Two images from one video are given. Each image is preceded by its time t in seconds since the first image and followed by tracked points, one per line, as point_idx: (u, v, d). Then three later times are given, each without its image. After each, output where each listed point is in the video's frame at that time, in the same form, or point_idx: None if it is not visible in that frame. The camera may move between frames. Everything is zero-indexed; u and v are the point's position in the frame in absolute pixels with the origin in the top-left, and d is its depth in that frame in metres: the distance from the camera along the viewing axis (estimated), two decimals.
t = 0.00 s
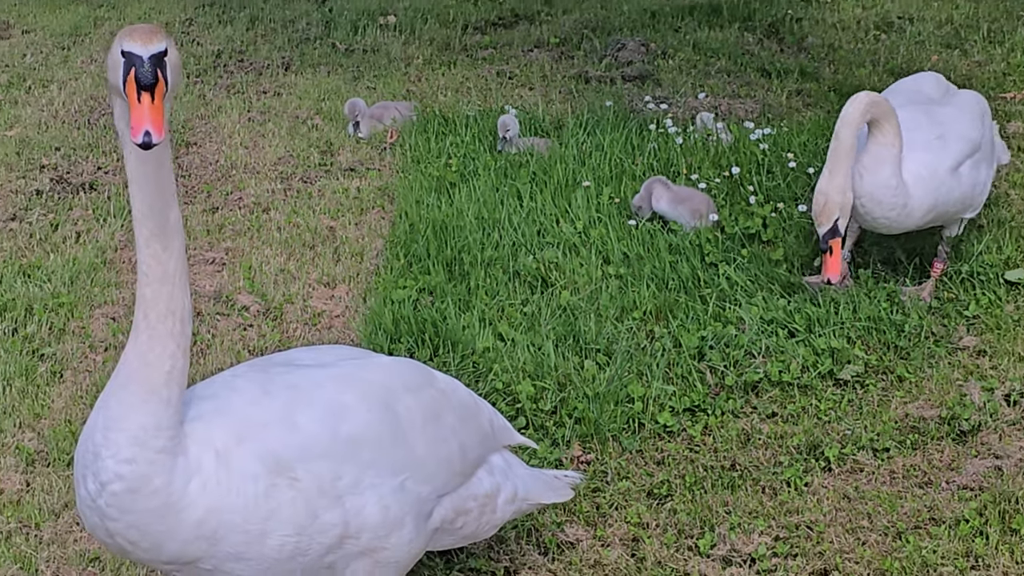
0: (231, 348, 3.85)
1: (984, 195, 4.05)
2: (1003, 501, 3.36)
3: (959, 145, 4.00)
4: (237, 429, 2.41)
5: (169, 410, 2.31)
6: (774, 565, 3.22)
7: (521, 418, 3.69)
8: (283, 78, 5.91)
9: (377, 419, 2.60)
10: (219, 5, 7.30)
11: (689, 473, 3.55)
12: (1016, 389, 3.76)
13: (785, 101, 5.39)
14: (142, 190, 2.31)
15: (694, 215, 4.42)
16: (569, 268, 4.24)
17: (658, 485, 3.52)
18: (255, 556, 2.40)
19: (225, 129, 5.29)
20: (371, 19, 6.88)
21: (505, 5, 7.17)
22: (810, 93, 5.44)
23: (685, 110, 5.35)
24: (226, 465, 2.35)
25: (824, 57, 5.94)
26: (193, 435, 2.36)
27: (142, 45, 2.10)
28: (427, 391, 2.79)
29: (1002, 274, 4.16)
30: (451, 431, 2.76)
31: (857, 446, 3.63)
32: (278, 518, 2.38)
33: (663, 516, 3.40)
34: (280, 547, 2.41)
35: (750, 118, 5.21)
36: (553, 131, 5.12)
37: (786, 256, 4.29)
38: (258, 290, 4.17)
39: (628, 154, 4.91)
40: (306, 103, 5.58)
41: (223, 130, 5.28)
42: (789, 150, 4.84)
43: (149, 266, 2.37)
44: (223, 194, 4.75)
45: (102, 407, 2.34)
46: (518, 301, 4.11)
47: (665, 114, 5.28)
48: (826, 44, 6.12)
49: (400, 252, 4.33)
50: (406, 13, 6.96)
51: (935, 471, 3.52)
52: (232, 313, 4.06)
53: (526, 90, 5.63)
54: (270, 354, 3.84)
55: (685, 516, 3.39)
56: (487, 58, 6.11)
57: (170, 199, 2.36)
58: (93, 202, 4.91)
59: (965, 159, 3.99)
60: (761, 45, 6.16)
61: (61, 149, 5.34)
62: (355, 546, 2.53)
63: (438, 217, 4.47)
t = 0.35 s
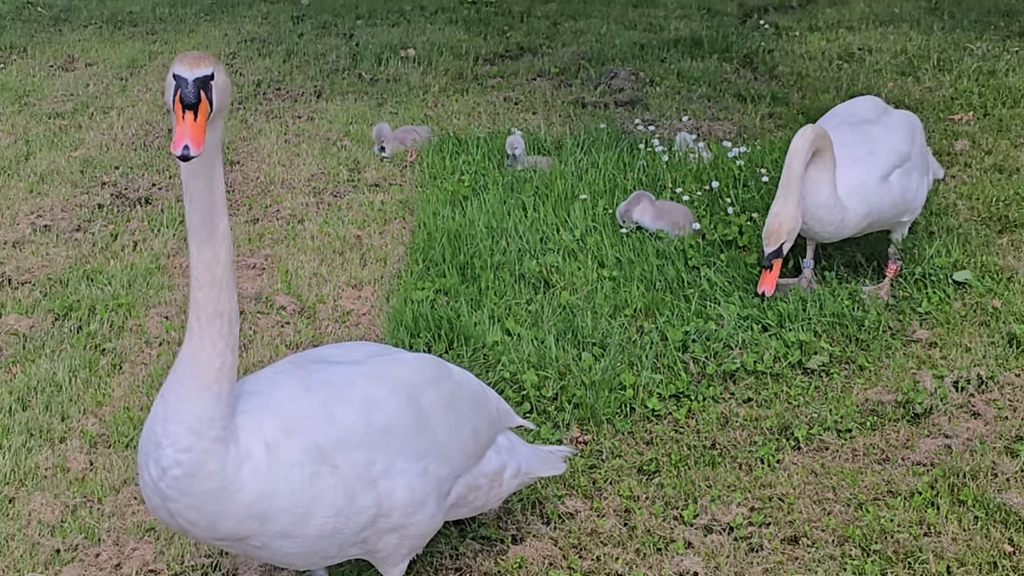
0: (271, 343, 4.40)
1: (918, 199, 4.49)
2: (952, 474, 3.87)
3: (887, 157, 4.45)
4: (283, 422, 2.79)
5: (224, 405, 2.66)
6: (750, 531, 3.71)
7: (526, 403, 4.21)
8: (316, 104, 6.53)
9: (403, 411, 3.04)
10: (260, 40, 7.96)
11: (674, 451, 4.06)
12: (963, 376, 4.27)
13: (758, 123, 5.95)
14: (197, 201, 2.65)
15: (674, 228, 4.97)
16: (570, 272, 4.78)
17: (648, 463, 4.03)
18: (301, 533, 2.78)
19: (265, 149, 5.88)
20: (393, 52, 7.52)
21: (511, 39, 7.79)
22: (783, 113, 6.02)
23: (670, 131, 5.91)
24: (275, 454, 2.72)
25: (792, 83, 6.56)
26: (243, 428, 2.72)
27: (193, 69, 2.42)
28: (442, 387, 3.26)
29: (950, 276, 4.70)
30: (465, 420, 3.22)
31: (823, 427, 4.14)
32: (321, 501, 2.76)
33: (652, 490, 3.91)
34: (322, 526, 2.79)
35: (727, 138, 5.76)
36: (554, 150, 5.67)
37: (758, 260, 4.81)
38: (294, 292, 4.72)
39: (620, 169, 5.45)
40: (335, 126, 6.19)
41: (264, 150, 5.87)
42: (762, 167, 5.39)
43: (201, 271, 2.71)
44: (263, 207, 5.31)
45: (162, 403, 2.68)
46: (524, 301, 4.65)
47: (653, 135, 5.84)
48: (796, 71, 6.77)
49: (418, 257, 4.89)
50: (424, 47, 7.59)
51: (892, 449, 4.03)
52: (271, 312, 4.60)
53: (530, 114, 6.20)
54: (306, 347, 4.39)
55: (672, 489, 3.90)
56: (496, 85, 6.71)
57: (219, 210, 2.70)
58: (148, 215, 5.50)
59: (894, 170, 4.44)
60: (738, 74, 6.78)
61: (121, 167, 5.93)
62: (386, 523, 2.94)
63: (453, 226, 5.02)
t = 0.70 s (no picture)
0: (298, 335, 4.94)
1: (865, 204, 4.91)
2: (909, 451, 4.36)
3: (832, 167, 4.86)
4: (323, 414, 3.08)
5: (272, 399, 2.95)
6: (728, 503, 4.20)
7: (527, 388, 4.73)
8: (338, 122, 7.12)
9: (425, 405, 3.36)
10: (287, 65, 8.56)
11: (660, 431, 4.56)
12: (920, 362, 4.78)
13: (737, 136, 6.51)
14: (259, 215, 3.06)
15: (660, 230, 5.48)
16: (566, 272, 5.31)
17: (637, 442, 4.52)
18: (340, 515, 3.07)
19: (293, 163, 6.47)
20: (407, 75, 8.12)
21: (513, 63, 8.38)
22: (755, 130, 6.55)
23: (656, 145, 6.47)
24: (319, 443, 3.01)
25: (766, 101, 7.16)
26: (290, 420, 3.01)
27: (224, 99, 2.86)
28: (454, 383, 3.58)
29: (908, 274, 5.22)
30: (473, 412, 3.56)
31: (794, 409, 4.64)
32: (360, 486, 3.05)
33: (640, 466, 4.40)
34: (360, 509, 3.08)
35: (706, 151, 6.30)
36: (553, 163, 6.23)
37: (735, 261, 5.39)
38: (318, 290, 5.27)
39: (610, 178, 5.99)
40: (355, 142, 6.77)
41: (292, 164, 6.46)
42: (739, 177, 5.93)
43: (262, 280, 3.08)
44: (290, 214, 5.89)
45: (216, 398, 2.96)
46: (524, 297, 5.17)
47: (640, 148, 6.40)
48: (768, 91, 7.37)
49: (429, 258, 5.43)
50: (435, 71, 8.17)
51: (855, 428, 4.53)
52: (298, 308, 5.16)
53: (530, 130, 6.76)
54: (331, 338, 4.93)
55: (658, 466, 4.38)
56: (499, 105, 7.29)
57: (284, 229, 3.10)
58: (187, 222, 6.07)
59: (840, 178, 4.85)
60: (717, 93, 7.36)
61: (164, 179, 6.50)
62: (412, 506, 3.24)
63: (461, 230, 5.56)
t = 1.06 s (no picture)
0: (316, 326, 5.30)
1: (838, 201, 5.24)
2: (888, 435, 4.66)
3: (801, 167, 5.20)
4: (347, 408, 3.25)
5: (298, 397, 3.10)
6: (717, 483, 4.50)
7: (530, 376, 5.07)
8: (353, 127, 7.55)
9: (431, 401, 3.58)
10: (305, 75, 8.95)
11: (654, 416, 4.86)
12: (898, 351, 5.09)
13: (726, 139, 6.89)
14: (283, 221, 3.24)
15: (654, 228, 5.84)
16: (566, 267, 5.66)
17: (633, 427, 4.81)
18: (364, 503, 3.25)
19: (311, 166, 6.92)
20: (417, 84, 8.48)
21: (516, 72, 8.74)
22: (744, 134, 6.96)
23: (650, 148, 6.83)
24: (347, 436, 3.18)
25: (753, 108, 7.56)
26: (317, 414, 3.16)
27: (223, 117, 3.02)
28: (447, 378, 3.81)
29: (887, 269, 5.59)
30: (465, 408, 3.81)
31: (780, 396, 4.95)
32: (384, 475, 3.25)
33: (636, 449, 4.69)
34: (383, 497, 3.28)
35: (697, 154, 6.66)
36: (553, 165, 6.61)
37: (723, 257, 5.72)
38: (334, 285, 5.64)
39: (607, 180, 6.36)
40: (368, 147, 7.19)
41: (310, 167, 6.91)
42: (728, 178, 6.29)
43: (288, 282, 3.26)
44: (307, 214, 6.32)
45: (245, 396, 3.07)
46: (526, 292, 5.52)
47: (636, 151, 6.78)
48: (756, 98, 7.78)
49: (437, 256, 5.80)
50: (443, 79, 8.55)
51: (838, 413, 4.84)
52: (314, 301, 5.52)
53: (533, 135, 7.15)
54: (346, 329, 5.30)
55: (652, 449, 4.67)
56: (503, 111, 7.68)
57: (308, 233, 3.27)
58: (211, 222, 6.46)
59: (810, 177, 5.19)
60: (707, 100, 7.75)
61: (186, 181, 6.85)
62: (424, 494, 3.46)
63: (467, 229, 5.93)
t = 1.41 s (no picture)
0: (336, 320, 5.66)
1: (827, 201, 5.56)
2: (875, 421, 4.91)
3: (794, 166, 5.52)
4: (287, 406, 3.30)
5: (234, 402, 3.17)
6: (714, 468, 4.73)
7: (537, 366, 5.36)
8: (370, 134, 7.99)
9: (380, 391, 3.62)
10: (324, 84, 9.33)
11: (654, 405, 5.12)
12: (885, 343, 5.39)
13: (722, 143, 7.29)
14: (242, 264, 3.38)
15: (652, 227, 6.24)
16: (571, 264, 6.01)
17: (633, 414, 5.08)
18: (316, 495, 3.27)
19: (331, 171, 7.35)
20: (429, 92, 8.84)
21: (524, 80, 9.10)
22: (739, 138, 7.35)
23: (650, 152, 7.24)
24: (286, 432, 3.22)
25: (747, 113, 7.96)
26: (255, 416, 3.21)
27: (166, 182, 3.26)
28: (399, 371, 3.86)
29: (874, 265, 5.92)
30: (420, 397, 3.85)
31: (773, 384, 5.22)
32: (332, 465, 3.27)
33: (637, 435, 4.95)
34: (336, 486, 3.30)
35: (695, 157, 7.03)
36: (559, 168, 7.01)
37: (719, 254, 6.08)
38: (352, 282, 6.01)
39: (610, 182, 6.75)
40: (384, 152, 7.62)
41: (330, 172, 7.34)
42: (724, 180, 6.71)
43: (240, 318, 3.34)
44: (328, 216, 6.75)
45: (181, 406, 3.15)
46: (534, 287, 5.86)
47: (636, 154, 7.18)
48: (750, 104, 8.19)
49: (450, 254, 6.17)
50: (454, 87, 8.91)
51: (828, 401, 5.10)
52: (334, 297, 5.89)
53: (539, 140, 7.55)
54: (364, 322, 5.67)
55: (652, 435, 4.92)
56: (511, 117, 8.08)
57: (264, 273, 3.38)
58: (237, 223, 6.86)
59: (802, 176, 5.50)
60: (704, 106, 8.15)
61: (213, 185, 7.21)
62: (382, 480, 3.47)
63: (477, 229, 6.31)
